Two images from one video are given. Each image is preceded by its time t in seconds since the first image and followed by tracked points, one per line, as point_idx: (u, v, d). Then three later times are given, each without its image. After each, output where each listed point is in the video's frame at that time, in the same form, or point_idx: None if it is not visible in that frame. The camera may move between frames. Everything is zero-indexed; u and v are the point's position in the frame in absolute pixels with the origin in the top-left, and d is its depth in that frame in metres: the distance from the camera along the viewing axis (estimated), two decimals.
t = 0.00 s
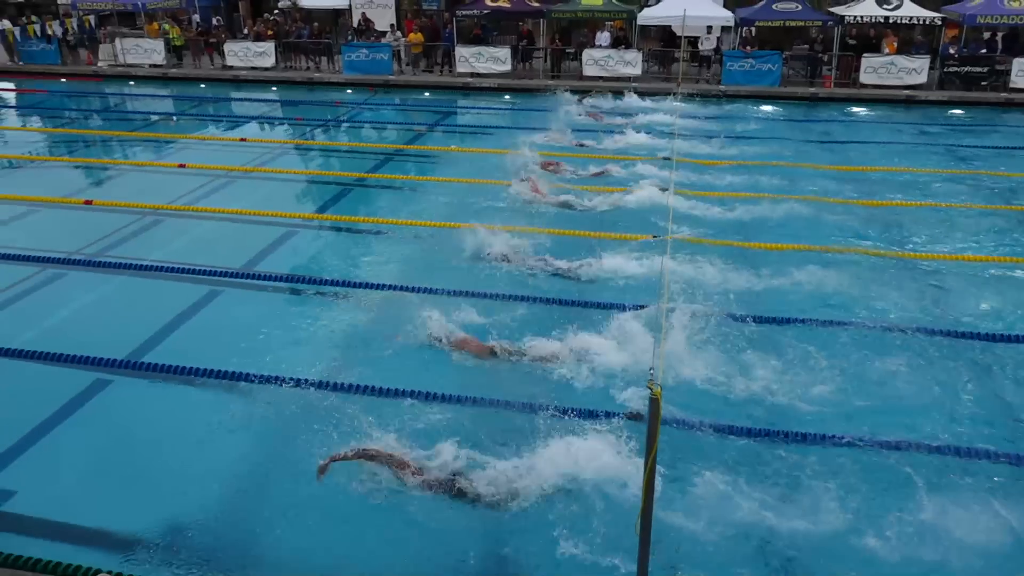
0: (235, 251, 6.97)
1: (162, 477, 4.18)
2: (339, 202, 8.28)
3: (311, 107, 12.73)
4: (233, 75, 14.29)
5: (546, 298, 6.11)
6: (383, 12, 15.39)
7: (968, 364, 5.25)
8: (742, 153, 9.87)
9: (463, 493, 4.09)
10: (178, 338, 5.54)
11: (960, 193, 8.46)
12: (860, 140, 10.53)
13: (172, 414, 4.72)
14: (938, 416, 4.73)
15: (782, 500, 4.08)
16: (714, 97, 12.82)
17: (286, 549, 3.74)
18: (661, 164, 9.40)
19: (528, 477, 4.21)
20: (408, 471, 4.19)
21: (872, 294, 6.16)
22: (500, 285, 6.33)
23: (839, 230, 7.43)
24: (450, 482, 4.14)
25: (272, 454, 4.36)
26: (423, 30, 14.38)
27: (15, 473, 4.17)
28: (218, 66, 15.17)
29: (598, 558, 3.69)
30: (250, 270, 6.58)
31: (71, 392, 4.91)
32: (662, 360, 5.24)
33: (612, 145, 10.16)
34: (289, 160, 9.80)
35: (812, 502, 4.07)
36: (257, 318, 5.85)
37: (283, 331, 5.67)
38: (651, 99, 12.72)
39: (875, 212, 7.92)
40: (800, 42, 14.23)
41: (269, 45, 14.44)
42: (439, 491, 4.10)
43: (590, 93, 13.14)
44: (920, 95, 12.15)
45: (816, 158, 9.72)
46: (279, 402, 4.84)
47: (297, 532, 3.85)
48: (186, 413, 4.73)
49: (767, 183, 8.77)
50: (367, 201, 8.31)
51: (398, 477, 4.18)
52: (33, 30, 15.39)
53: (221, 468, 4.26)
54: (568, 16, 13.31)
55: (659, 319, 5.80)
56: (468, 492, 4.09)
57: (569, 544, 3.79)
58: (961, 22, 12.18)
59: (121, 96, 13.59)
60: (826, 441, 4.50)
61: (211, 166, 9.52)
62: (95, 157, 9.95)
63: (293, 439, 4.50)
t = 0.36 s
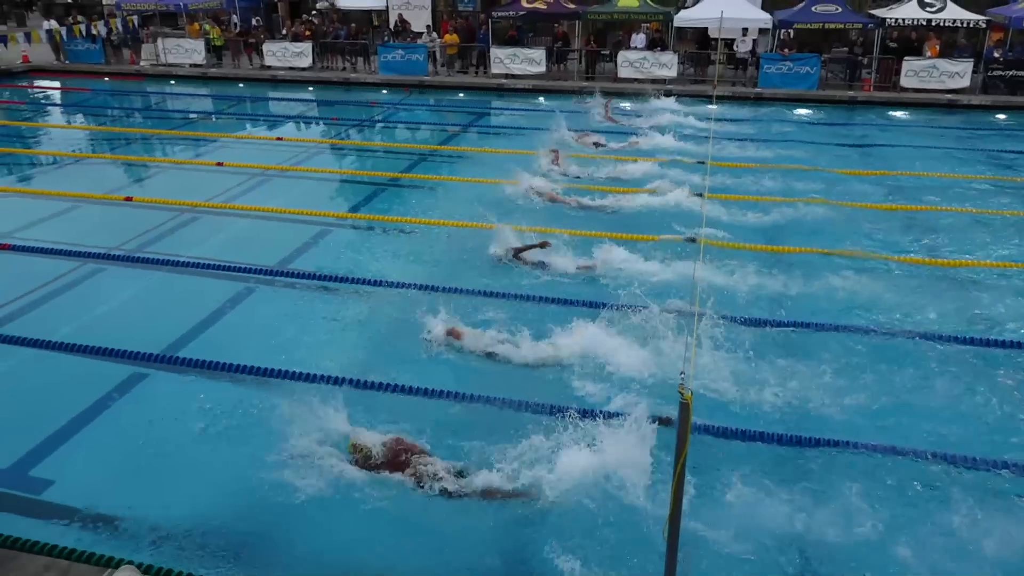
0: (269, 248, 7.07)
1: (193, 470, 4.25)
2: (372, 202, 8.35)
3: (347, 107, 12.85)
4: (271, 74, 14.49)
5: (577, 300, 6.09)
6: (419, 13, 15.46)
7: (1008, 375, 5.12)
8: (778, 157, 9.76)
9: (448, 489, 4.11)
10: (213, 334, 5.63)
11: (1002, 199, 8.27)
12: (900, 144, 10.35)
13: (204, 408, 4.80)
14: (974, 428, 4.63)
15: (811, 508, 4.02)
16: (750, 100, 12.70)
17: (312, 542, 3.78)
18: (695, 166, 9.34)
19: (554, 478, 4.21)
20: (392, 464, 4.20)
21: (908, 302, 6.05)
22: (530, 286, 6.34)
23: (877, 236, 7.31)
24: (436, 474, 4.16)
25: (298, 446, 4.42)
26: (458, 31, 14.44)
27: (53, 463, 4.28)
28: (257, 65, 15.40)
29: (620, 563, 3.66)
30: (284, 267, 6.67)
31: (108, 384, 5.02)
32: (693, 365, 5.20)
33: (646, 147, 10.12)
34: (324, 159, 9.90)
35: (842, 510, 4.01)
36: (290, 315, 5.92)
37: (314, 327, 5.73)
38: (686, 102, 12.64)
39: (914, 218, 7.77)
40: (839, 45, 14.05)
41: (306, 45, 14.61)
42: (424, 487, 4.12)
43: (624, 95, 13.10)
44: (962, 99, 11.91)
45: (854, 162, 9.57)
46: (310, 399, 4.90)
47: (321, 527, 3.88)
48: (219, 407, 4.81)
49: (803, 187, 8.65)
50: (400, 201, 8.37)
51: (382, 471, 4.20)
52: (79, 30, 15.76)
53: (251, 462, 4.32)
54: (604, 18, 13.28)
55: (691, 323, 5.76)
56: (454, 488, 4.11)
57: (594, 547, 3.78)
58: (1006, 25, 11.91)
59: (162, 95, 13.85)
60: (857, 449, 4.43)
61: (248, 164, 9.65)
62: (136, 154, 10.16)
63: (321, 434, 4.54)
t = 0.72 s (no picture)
0: (285, 248, 7.10)
1: (208, 468, 4.28)
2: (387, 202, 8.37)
3: (363, 108, 12.89)
4: (288, 75, 14.57)
5: (591, 301, 6.09)
6: (435, 14, 15.47)
7: None
8: (795, 160, 9.70)
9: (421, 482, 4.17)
10: (228, 333, 5.67)
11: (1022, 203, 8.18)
12: (919, 147, 10.26)
13: (219, 406, 4.83)
14: (991, 432, 4.58)
15: (827, 513, 3.99)
16: (766, 102, 12.64)
17: (325, 541, 3.79)
18: (711, 169, 9.30)
19: (566, 481, 4.20)
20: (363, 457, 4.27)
21: (926, 307, 5.99)
22: (545, 287, 6.33)
23: (895, 240, 7.26)
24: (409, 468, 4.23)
25: (311, 445, 4.43)
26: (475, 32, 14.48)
27: (70, 460, 4.32)
28: (274, 66, 15.50)
29: (632, 566, 3.65)
30: (299, 267, 6.70)
31: (125, 382, 5.06)
32: (708, 368, 5.18)
33: (662, 149, 10.08)
34: (340, 159, 9.94)
35: (858, 516, 3.97)
36: (307, 314, 5.94)
37: (329, 327, 5.76)
38: (703, 104, 12.59)
39: (932, 221, 7.70)
40: (857, 46, 13.95)
41: (323, 46, 14.69)
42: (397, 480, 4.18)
43: (640, 96, 13.07)
44: (982, 101, 11.80)
45: (872, 165, 9.50)
46: (325, 397, 4.92)
47: (334, 525, 3.90)
48: (233, 405, 4.83)
49: (821, 191, 8.59)
50: (416, 201, 8.39)
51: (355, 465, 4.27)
52: (99, 30, 15.92)
53: (265, 460, 4.33)
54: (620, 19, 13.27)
55: (706, 326, 5.73)
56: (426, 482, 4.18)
57: (606, 549, 3.77)
58: None
59: (180, 95, 13.96)
60: (874, 454, 4.40)
61: (265, 165, 9.70)
62: (154, 153, 10.25)
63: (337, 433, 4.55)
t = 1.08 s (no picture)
0: (309, 248, 7.15)
1: (229, 466, 4.32)
2: (412, 202, 8.39)
3: (388, 109, 12.96)
4: (314, 75, 14.68)
5: (614, 303, 6.07)
6: (460, 15, 15.49)
7: None
8: (821, 163, 9.61)
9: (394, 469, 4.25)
10: (252, 331, 5.72)
11: None
12: (948, 151, 10.12)
13: (243, 402, 4.88)
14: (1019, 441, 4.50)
15: (850, 520, 3.95)
16: (792, 105, 12.54)
17: (344, 540, 3.81)
18: (736, 172, 9.23)
19: (585, 485, 4.19)
20: (342, 446, 4.37)
21: (954, 313, 5.91)
22: (568, 289, 6.32)
23: (923, 245, 7.17)
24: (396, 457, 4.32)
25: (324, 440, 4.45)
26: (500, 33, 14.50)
27: (95, 454, 4.38)
28: (300, 66, 15.63)
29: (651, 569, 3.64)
30: (323, 266, 6.74)
31: (150, 378, 5.12)
32: (731, 373, 5.13)
33: (686, 152, 10.03)
34: (364, 159, 10.00)
35: (881, 523, 3.92)
36: (329, 313, 5.98)
37: (352, 326, 5.79)
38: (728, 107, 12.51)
39: (962, 226, 7.59)
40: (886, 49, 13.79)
41: (349, 47, 14.79)
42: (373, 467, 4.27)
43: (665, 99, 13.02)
44: (1013, 105, 11.62)
45: (900, 169, 9.38)
46: (346, 396, 4.95)
47: (353, 523, 3.92)
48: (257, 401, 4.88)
49: (847, 195, 8.51)
50: (439, 202, 8.41)
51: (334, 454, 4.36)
52: (129, 30, 16.15)
53: (286, 455, 4.37)
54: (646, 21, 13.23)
55: (730, 329, 5.69)
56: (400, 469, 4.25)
57: (625, 552, 3.76)
58: None
59: (208, 95, 14.11)
60: (899, 461, 4.33)
61: (290, 164, 9.79)
62: (182, 152, 10.38)
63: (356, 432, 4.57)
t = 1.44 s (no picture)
0: (325, 248, 7.18)
1: (244, 464, 4.34)
2: (429, 203, 8.41)
3: (405, 110, 13.00)
4: (332, 76, 14.77)
5: (628, 304, 6.05)
6: (478, 17, 15.55)
7: None
8: (840, 167, 9.54)
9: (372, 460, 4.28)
10: (268, 330, 5.75)
11: None
12: (969, 154, 10.02)
13: (258, 399, 4.90)
14: None
15: (866, 526, 3.91)
16: (811, 107, 12.46)
17: (357, 540, 3.81)
18: (753, 174, 9.18)
19: (599, 489, 4.18)
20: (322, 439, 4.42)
21: (974, 318, 5.84)
22: (584, 290, 6.31)
23: (944, 249, 7.10)
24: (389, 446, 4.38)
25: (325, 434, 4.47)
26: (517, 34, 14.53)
27: (112, 451, 4.42)
28: (318, 67, 15.71)
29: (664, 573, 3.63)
30: (339, 266, 6.77)
31: (167, 376, 5.16)
32: (747, 377, 5.10)
33: (704, 155, 9.99)
34: (381, 160, 10.05)
35: (899, 530, 3.88)
36: (346, 313, 6.01)
37: (369, 325, 5.80)
38: (746, 110, 12.45)
39: (982, 230, 7.50)
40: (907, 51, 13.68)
41: (367, 48, 14.87)
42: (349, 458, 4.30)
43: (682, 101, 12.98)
44: None
45: (921, 173, 9.29)
46: (361, 395, 4.97)
47: (365, 523, 3.92)
48: (273, 399, 4.90)
49: (865, 198, 8.44)
50: (455, 203, 8.41)
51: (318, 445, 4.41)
52: (151, 31, 16.31)
53: (300, 453, 4.39)
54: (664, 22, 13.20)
55: (746, 333, 5.65)
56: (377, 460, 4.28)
57: (636, 556, 3.74)
58: None
59: (227, 95, 14.21)
60: (917, 468, 4.28)
61: (308, 164, 9.84)
62: (201, 152, 10.45)
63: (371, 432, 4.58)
